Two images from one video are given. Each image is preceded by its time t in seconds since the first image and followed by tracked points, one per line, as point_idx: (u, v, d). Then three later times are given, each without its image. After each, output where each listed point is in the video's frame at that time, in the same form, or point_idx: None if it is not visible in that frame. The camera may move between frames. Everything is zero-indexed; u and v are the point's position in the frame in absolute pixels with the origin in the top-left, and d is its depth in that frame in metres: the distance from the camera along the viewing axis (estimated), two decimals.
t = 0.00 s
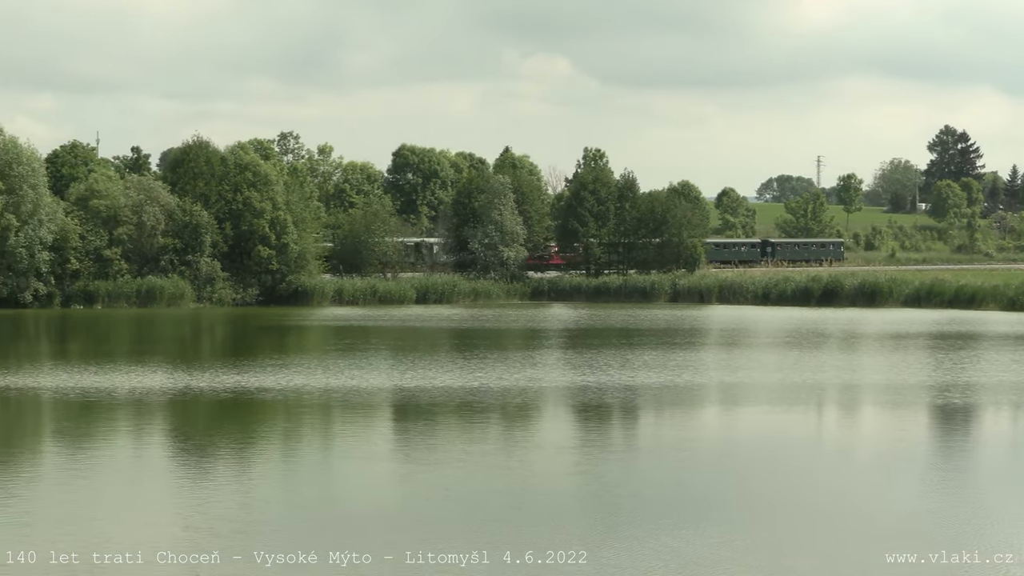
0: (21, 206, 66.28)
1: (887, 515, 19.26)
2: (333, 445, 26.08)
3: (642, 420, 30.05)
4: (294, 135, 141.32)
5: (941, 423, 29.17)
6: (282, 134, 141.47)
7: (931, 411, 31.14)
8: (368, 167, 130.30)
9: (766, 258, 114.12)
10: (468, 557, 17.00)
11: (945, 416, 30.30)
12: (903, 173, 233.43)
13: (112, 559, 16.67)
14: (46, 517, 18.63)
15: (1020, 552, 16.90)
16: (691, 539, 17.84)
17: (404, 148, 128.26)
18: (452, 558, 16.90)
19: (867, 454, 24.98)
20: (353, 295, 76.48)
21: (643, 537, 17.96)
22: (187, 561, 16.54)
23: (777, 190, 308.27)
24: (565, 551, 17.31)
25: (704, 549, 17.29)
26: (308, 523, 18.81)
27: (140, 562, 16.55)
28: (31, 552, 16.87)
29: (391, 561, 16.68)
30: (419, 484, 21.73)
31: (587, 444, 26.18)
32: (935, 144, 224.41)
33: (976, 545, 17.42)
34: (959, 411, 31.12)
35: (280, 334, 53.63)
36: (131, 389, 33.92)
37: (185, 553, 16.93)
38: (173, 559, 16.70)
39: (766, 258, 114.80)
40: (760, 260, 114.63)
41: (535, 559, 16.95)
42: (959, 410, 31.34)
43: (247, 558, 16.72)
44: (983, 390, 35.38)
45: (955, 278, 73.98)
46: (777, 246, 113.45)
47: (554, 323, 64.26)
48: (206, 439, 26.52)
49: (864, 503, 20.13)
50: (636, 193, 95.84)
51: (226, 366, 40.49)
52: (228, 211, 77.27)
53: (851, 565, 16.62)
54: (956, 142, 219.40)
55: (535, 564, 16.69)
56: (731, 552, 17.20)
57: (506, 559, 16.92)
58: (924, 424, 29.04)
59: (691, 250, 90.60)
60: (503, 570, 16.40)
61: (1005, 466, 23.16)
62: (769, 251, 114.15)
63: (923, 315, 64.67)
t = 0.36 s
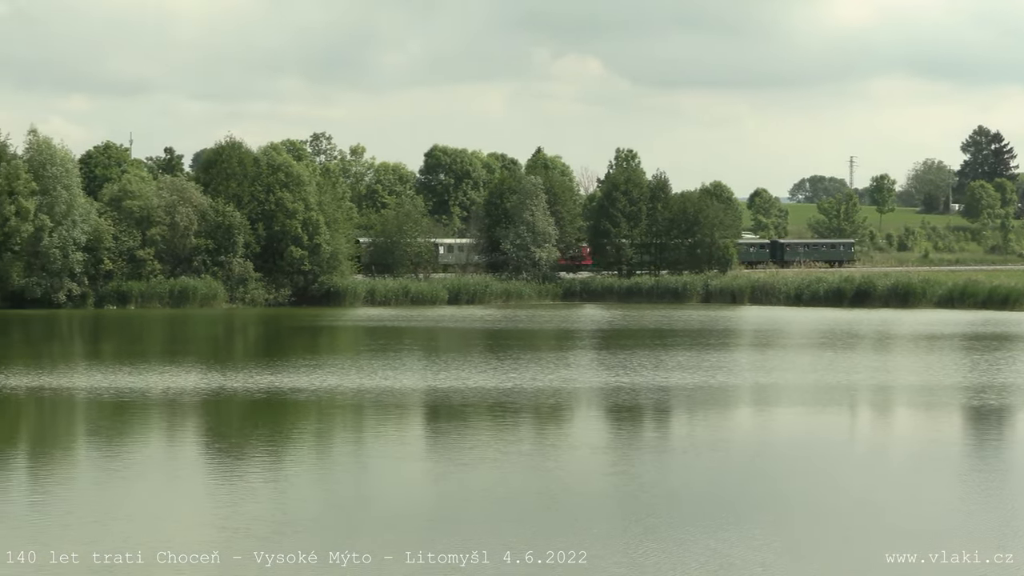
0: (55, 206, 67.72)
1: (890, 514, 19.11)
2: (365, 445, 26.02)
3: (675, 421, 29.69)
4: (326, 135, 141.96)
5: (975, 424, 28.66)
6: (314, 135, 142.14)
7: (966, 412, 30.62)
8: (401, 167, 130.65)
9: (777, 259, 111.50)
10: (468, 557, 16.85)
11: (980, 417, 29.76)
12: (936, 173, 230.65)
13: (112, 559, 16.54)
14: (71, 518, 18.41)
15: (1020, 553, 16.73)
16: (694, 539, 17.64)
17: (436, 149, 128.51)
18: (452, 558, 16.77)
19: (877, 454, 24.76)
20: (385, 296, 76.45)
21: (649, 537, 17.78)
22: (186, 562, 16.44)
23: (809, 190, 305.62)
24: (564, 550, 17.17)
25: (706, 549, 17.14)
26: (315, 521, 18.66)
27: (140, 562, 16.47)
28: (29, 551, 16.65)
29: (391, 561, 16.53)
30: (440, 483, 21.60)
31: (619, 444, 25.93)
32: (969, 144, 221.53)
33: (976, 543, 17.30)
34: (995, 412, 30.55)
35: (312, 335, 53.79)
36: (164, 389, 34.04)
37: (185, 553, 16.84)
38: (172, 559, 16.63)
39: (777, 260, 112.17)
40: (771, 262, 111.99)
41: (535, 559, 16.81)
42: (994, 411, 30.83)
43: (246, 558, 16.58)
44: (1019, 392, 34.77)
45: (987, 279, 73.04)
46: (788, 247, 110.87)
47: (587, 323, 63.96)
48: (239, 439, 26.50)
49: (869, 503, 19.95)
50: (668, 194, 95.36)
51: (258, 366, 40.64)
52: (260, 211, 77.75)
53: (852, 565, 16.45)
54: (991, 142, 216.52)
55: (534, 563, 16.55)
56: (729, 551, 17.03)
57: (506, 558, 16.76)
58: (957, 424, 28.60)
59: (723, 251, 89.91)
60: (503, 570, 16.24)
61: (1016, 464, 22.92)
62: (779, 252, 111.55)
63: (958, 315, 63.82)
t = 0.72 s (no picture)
0: (92, 206, 68.38)
1: (892, 514, 18.92)
2: (400, 445, 25.87)
3: (711, 421, 29.26)
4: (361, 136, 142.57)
5: (1013, 425, 28.07)
6: (350, 135, 142.76)
7: (1004, 413, 30.02)
8: (436, 168, 130.90)
9: (790, 260, 110.32)
10: (468, 557, 16.67)
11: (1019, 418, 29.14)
12: (974, 172, 227.70)
13: (111, 559, 16.18)
14: (99, 519, 18.22)
15: (1021, 553, 16.56)
16: (723, 540, 17.42)
17: (471, 149, 128.65)
18: (452, 558, 16.59)
19: (884, 454, 24.51)
20: (421, 296, 76.31)
21: (651, 537, 17.57)
22: (187, 562, 16.22)
23: (846, 190, 302.71)
24: (564, 551, 16.97)
25: (711, 549, 16.91)
26: (321, 520, 18.49)
27: (139, 562, 16.13)
28: (30, 551, 16.30)
29: (390, 562, 16.33)
30: (463, 483, 21.42)
31: (655, 445, 25.60)
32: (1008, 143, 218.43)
33: (975, 543, 17.13)
34: None
35: (347, 335, 53.94)
36: (200, 389, 34.09)
37: (185, 553, 16.65)
38: (173, 559, 16.39)
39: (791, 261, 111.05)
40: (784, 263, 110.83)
41: (534, 559, 16.59)
42: None
43: (247, 558, 16.36)
44: None
45: None
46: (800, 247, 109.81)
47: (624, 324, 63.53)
48: (274, 439, 26.41)
49: (871, 502, 19.76)
50: (704, 194, 94.64)
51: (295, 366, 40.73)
52: (296, 212, 78.18)
53: (854, 564, 16.20)
54: None
55: (533, 563, 16.34)
56: (733, 551, 16.80)
57: (505, 558, 16.55)
58: (995, 425, 28.14)
59: (759, 251, 88.95)
60: (500, 570, 16.05)
61: None
62: (792, 253, 110.43)
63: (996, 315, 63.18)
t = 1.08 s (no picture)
0: (123, 206, 68.88)
1: (893, 514, 18.94)
2: (431, 444, 25.82)
3: (740, 422, 28.95)
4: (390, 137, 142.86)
5: None
6: (379, 136, 143.15)
7: None
8: (465, 168, 131.01)
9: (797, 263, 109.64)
10: (468, 557, 16.58)
11: None
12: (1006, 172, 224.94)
13: (111, 559, 16.05)
14: (126, 519, 18.15)
15: (1022, 553, 16.60)
16: (740, 539, 17.36)
17: (500, 150, 128.57)
18: (452, 558, 16.48)
19: (895, 453, 24.39)
20: (450, 297, 76.19)
21: (652, 538, 17.42)
22: (188, 562, 16.15)
23: (875, 190, 300.23)
24: (564, 550, 16.87)
25: (715, 549, 16.80)
26: (320, 521, 18.33)
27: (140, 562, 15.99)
28: (30, 551, 16.28)
29: (390, 562, 16.21)
30: (490, 483, 21.34)
31: (685, 445, 25.41)
32: None
33: (973, 543, 17.16)
34: None
35: (377, 334, 54.11)
36: (229, 389, 34.24)
37: (185, 553, 16.55)
38: (172, 559, 16.28)
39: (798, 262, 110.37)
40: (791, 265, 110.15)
41: (533, 559, 16.49)
42: None
43: (247, 558, 16.31)
44: None
45: None
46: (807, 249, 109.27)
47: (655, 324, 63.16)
48: (305, 439, 26.43)
49: (871, 503, 19.72)
50: (734, 195, 94.04)
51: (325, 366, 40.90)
52: (325, 212, 78.49)
53: (855, 565, 16.11)
54: None
55: (532, 563, 16.22)
56: (737, 551, 16.69)
57: (505, 559, 16.45)
58: None
59: (789, 252, 88.36)
60: (498, 569, 15.96)
61: None
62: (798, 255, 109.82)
63: None
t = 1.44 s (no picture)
0: (156, 206, 69.30)
1: (897, 514, 18.70)
2: (462, 445, 25.69)
3: (772, 423, 28.52)
4: (423, 137, 143.10)
5: None
6: (412, 137, 143.47)
7: None
8: (498, 169, 130.97)
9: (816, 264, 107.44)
10: (468, 557, 16.43)
11: None
12: None
13: (110, 559, 15.91)
14: (151, 521, 17.98)
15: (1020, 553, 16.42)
16: (781, 538, 17.22)
17: (533, 150, 128.38)
18: (452, 558, 16.31)
19: (914, 453, 24.07)
20: (482, 297, 76.15)
21: (660, 539, 17.20)
22: (187, 562, 15.90)
23: (910, 190, 297.09)
24: (565, 550, 16.71)
25: (720, 550, 16.56)
26: (327, 521, 18.17)
27: (139, 562, 15.83)
28: (30, 551, 16.24)
29: (391, 562, 16.01)
30: (523, 483, 21.17)
31: (717, 446, 25.08)
32: None
33: (973, 543, 16.95)
34: None
35: (408, 335, 54.15)
36: (262, 389, 34.29)
37: (185, 553, 16.34)
38: (173, 558, 16.05)
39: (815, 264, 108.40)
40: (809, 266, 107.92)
41: (535, 559, 16.32)
42: None
43: (246, 558, 16.17)
44: None
45: None
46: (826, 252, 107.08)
47: (686, 325, 62.66)
48: (338, 439, 26.37)
49: (877, 502, 19.48)
50: (767, 195, 93.22)
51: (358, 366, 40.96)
52: (358, 213, 78.63)
53: (857, 565, 15.85)
54: None
55: (535, 564, 16.06)
56: (742, 552, 16.46)
57: (507, 559, 16.29)
58: None
59: (823, 253, 87.51)
60: (500, 570, 15.76)
61: None
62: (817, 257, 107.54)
63: None
